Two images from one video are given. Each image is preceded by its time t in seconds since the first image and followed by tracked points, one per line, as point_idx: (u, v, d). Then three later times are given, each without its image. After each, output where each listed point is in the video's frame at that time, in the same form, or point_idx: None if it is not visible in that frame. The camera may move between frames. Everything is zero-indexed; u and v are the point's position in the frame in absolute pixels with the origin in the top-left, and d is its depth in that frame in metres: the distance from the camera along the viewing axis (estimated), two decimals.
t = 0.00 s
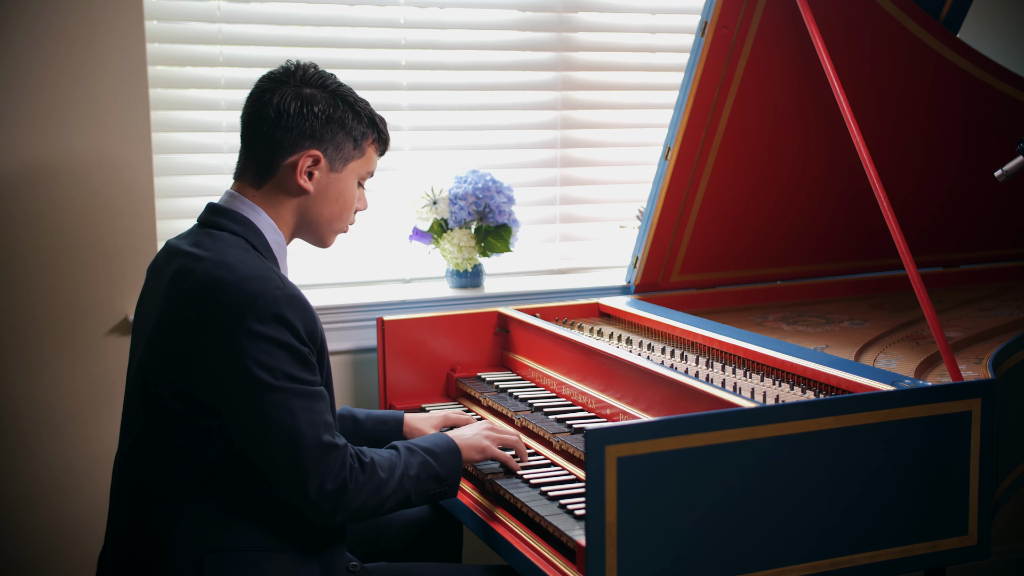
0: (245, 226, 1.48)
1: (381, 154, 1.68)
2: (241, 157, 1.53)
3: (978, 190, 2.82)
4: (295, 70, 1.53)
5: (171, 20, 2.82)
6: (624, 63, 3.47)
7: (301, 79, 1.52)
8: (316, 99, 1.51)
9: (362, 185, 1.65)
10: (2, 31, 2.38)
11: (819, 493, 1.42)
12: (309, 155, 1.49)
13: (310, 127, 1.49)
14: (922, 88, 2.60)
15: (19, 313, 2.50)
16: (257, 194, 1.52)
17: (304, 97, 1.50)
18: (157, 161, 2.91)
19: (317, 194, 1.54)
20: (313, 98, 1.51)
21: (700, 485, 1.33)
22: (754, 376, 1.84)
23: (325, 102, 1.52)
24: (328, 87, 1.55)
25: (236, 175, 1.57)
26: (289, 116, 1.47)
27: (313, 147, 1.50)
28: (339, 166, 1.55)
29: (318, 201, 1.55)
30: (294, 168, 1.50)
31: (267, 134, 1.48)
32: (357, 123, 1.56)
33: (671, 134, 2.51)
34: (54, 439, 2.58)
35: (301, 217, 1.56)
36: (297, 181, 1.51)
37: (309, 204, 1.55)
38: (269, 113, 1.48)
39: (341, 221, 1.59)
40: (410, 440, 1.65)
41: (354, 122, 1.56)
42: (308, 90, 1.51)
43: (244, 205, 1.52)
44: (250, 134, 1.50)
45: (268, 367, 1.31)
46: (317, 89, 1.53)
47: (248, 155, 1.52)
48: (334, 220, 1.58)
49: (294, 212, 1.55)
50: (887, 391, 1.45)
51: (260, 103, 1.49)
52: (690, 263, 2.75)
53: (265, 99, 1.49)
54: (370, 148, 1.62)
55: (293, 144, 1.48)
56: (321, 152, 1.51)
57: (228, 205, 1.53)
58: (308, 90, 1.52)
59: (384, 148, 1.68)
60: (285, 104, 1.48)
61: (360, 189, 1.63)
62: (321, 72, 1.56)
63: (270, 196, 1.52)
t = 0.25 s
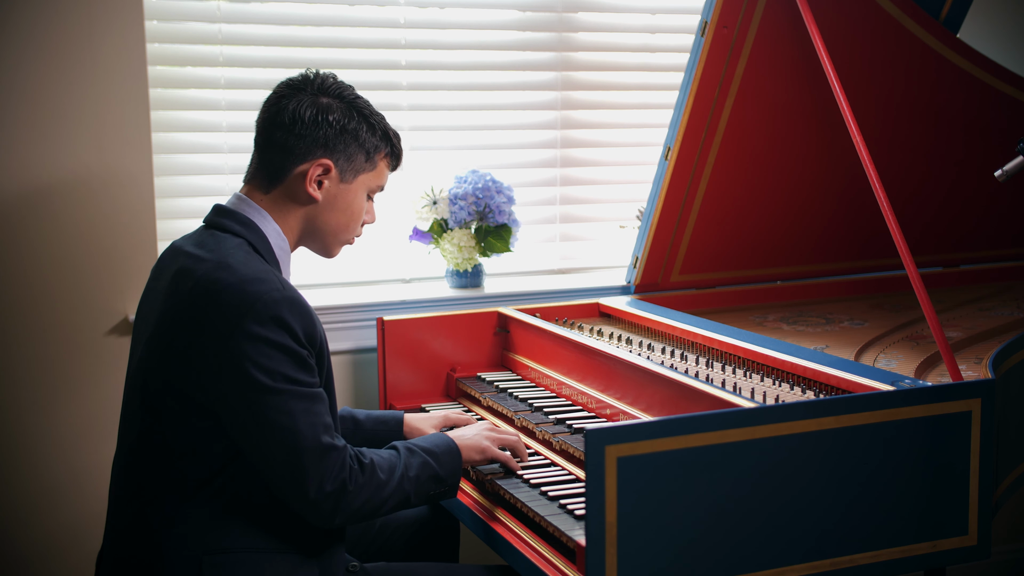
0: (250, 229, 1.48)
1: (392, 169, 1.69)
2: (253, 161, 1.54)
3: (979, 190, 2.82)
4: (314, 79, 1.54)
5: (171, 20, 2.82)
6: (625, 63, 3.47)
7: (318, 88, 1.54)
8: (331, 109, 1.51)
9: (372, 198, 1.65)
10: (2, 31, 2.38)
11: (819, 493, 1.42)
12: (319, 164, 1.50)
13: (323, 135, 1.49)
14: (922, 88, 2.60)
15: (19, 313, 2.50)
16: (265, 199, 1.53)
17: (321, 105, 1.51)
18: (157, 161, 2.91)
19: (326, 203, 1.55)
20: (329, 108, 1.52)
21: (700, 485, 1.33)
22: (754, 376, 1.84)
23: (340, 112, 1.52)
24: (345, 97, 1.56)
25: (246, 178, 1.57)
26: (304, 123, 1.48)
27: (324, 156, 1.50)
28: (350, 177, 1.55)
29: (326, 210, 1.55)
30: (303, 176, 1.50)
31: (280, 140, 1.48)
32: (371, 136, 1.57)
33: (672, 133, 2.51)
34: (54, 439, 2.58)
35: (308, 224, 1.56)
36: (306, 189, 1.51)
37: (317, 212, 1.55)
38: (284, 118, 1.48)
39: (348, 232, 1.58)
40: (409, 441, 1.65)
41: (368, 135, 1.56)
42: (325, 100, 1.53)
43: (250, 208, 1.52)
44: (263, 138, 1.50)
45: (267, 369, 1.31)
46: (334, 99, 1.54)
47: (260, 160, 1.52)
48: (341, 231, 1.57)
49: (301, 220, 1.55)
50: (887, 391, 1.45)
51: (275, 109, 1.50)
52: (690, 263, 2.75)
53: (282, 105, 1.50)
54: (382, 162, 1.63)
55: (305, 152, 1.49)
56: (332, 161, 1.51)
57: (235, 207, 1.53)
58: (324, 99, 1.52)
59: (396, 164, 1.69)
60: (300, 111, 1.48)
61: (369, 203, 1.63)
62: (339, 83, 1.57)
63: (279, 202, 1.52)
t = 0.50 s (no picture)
0: (256, 232, 1.48)
1: (401, 180, 1.70)
2: (263, 164, 1.54)
3: (979, 190, 2.82)
4: (329, 86, 1.55)
5: (172, 20, 2.82)
6: (624, 63, 3.47)
7: (333, 95, 1.54)
8: (345, 116, 1.52)
9: (380, 208, 1.66)
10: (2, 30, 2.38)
11: (819, 493, 1.42)
12: (330, 171, 1.50)
13: (336, 142, 1.50)
14: (921, 89, 2.60)
15: (19, 314, 2.50)
16: (274, 203, 1.53)
17: (335, 112, 1.51)
18: (158, 161, 2.91)
19: (334, 210, 1.55)
20: (344, 115, 1.52)
21: (700, 485, 1.33)
22: (754, 376, 1.84)
23: (353, 120, 1.53)
24: (359, 106, 1.56)
25: (255, 181, 1.57)
26: (317, 129, 1.48)
27: (335, 164, 1.51)
28: (359, 185, 1.56)
29: (333, 217, 1.55)
30: (313, 182, 1.50)
31: (292, 145, 1.49)
32: (382, 145, 1.58)
33: (671, 134, 2.51)
34: (54, 440, 2.58)
35: (314, 230, 1.56)
36: (315, 195, 1.51)
37: (324, 219, 1.55)
38: (298, 123, 1.49)
39: (353, 241, 1.59)
40: (404, 444, 1.65)
41: (380, 144, 1.57)
42: (339, 107, 1.53)
43: (257, 212, 1.52)
44: (276, 142, 1.51)
45: (266, 372, 1.31)
46: (348, 107, 1.55)
47: (271, 163, 1.52)
48: (347, 239, 1.58)
49: (308, 226, 1.55)
50: (887, 391, 1.45)
51: (290, 113, 1.50)
52: (690, 263, 2.75)
53: (296, 110, 1.50)
54: (391, 173, 1.64)
55: (317, 158, 1.49)
56: (342, 169, 1.52)
57: (243, 209, 1.53)
58: (338, 107, 1.53)
59: (405, 174, 1.70)
60: (314, 116, 1.49)
61: (377, 212, 1.64)
62: (355, 91, 1.58)
63: (287, 207, 1.53)
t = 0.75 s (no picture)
0: (261, 233, 1.48)
1: (406, 184, 1.70)
2: (270, 165, 1.54)
3: (979, 190, 2.82)
4: (336, 89, 1.55)
5: (172, 20, 2.82)
6: (624, 63, 3.47)
7: (340, 98, 1.54)
8: (352, 119, 1.53)
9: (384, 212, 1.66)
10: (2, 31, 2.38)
11: (819, 493, 1.42)
12: (336, 174, 1.50)
13: (342, 145, 1.50)
14: (922, 89, 2.61)
15: (19, 314, 2.50)
16: (279, 204, 1.53)
17: (342, 115, 1.52)
18: (157, 161, 2.91)
19: (339, 213, 1.55)
20: (350, 118, 1.52)
21: (700, 485, 1.33)
22: (754, 376, 1.84)
23: (360, 123, 1.54)
24: (366, 109, 1.57)
25: (261, 182, 1.57)
26: (324, 132, 1.49)
27: (341, 166, 1.51)
28: (364, 189, 1.56)
29: (338, 220, 1.55)
30: (319, 184, 1.50)
31: (299, 147, 1.49)
32: (388, 149, 1.58)
33: (672, 134, 2.51)
34: (55, 440, 2.58)
35: (319, 232, 1.56)
36: (320, 197, 1.51)
37: (328, 222, 1.55)
38: (305, 125, 1.49)
39: (357, 244, 1.59)
40: (405, 443, 1.65)
41: (386, 148, 1.58)
42: (346, 110, 1.53)
43: (262, 212, 1.52)
44: (283, 143, 1.51)
45: (270, 372, 1.31)
46: (355, 110, 1.55)
47: (277, 165, 1.52)
48: (351, 242, 1.58)
49: (312, 228, 1.55)
50: (887, 391, 1.45)
51: (297, 115, 1.51)
52: (690, 263, 2.75)
53: (303, 112, 1.51)
54: (397, 177, 1.64)
55: (323, 160, 1.49)
56: (348, 171, 1.52)
57: (248, 210, 1.53)
58: (345, 110, 1.53)
59: (410, 178, 1.71)
60: (322, 118, 1.49)
61: (381, 216, 1.63)
62: (362, 95, 1.58)
63: (292, 209, 1.52)
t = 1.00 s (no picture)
0: (262, 232, 1.48)
1: (406, 184, 1.70)
2: (270, 164, 1.54)
3: (979, 190, 2.82)
4: (337, 89, 1.55)
5: (172, 20, 2.82)
6: (624, 63, 3.47)
7: (341, 98, 1.54)
8: (352, 120, 1.52)
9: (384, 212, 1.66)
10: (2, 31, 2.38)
11: (819, 493, 1.42)
12: (336, 174, 1.50)
13: (342, 145, 1.50)
14: (923, 89, 2.61)
15: (19, 315, 2.50)
16: (279, 204, 1.53)
17: (342, 115, 1.52)
18: (157, 161, 2.91)
19: (339, 212, 1.55)
20: (351, 118, 1.52)
21: (700, 485, 1.33)
22: (754, 376, 1.84)
23: (360, 124, 1.54)
24: (366, 109, 1.57)
25: (261, 181, 1.57)
26: (325, 132, 1.49)
27: (341, 166, 1.51)
28: (364, 188, 1.56)
29: (338, 220, 1.55)
30: (319, 184, 1.50)
31: (299, 146, 1.49)
32: (389, 148, 1.58)
33: (672, 134, 2.51)
34: (55, 441, 2.58)
35: (319, 232, 1.56)
36: (321, 197, 1.51)
37: (328, 221, 1.55)
38: (306, 125, 1.49)
39: (356, 243, 1.59)
40: (408, 440, 1.65)
41: (386, 148, 1.57)
42: (346, 110, 1.53)
43: (263, 212, 1.52)
44: (283, 143, 1.51)
45: (274, 370, 1.31)
46: (355, 110, 1.55)
47: (277, 164, 1.52)
48: (351, 241, 1.58)
49: (312, 228, 1.55)
50: (887, 391, 1.45)
51: (297, 115, 1.51)
52: (691, 263, 2.75)
53: (304, 112, 1.51)
54: (397, 176, 1.64)
55: (323, 160, 1.49)
56: (348, 171, 1.52)
57: (249, 210, 1.53)
58: (346, 110, 1.53)
59: (410, 178, 1.71)
60: (322, 118, 1.49)
61: (381, 216, 1.63)
62: (362, 95, 1.58)
63: (292, 208, 1.53)
